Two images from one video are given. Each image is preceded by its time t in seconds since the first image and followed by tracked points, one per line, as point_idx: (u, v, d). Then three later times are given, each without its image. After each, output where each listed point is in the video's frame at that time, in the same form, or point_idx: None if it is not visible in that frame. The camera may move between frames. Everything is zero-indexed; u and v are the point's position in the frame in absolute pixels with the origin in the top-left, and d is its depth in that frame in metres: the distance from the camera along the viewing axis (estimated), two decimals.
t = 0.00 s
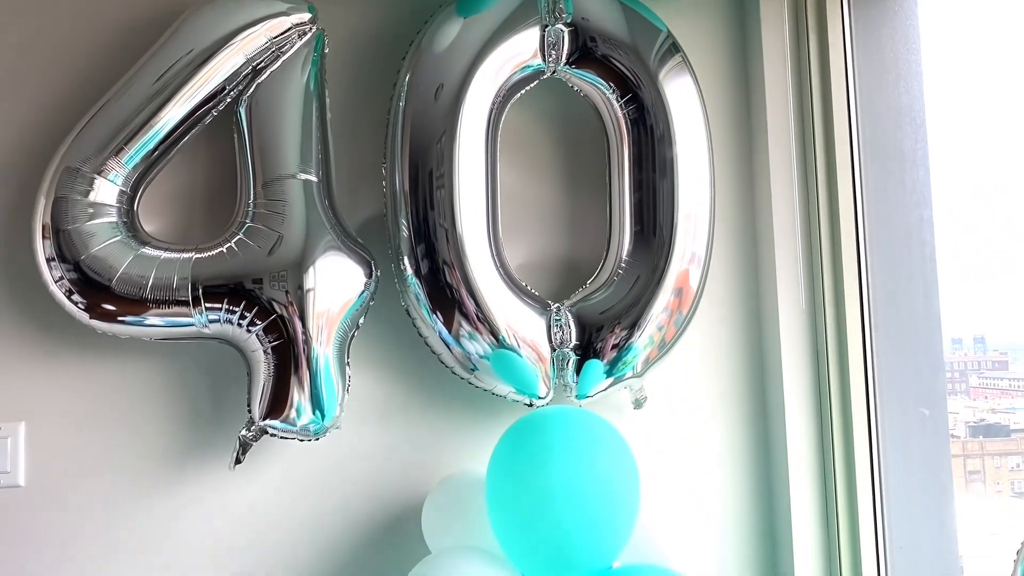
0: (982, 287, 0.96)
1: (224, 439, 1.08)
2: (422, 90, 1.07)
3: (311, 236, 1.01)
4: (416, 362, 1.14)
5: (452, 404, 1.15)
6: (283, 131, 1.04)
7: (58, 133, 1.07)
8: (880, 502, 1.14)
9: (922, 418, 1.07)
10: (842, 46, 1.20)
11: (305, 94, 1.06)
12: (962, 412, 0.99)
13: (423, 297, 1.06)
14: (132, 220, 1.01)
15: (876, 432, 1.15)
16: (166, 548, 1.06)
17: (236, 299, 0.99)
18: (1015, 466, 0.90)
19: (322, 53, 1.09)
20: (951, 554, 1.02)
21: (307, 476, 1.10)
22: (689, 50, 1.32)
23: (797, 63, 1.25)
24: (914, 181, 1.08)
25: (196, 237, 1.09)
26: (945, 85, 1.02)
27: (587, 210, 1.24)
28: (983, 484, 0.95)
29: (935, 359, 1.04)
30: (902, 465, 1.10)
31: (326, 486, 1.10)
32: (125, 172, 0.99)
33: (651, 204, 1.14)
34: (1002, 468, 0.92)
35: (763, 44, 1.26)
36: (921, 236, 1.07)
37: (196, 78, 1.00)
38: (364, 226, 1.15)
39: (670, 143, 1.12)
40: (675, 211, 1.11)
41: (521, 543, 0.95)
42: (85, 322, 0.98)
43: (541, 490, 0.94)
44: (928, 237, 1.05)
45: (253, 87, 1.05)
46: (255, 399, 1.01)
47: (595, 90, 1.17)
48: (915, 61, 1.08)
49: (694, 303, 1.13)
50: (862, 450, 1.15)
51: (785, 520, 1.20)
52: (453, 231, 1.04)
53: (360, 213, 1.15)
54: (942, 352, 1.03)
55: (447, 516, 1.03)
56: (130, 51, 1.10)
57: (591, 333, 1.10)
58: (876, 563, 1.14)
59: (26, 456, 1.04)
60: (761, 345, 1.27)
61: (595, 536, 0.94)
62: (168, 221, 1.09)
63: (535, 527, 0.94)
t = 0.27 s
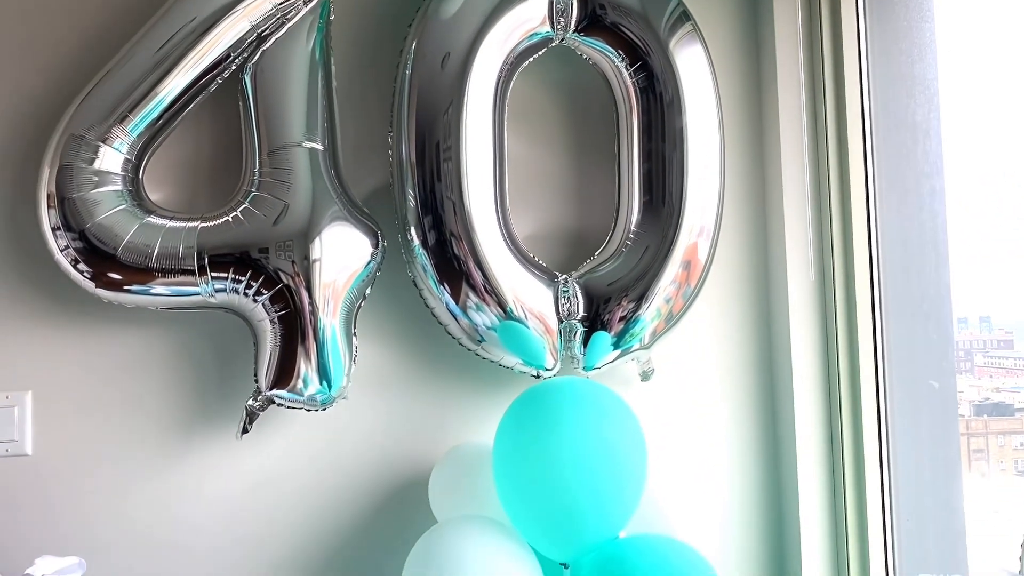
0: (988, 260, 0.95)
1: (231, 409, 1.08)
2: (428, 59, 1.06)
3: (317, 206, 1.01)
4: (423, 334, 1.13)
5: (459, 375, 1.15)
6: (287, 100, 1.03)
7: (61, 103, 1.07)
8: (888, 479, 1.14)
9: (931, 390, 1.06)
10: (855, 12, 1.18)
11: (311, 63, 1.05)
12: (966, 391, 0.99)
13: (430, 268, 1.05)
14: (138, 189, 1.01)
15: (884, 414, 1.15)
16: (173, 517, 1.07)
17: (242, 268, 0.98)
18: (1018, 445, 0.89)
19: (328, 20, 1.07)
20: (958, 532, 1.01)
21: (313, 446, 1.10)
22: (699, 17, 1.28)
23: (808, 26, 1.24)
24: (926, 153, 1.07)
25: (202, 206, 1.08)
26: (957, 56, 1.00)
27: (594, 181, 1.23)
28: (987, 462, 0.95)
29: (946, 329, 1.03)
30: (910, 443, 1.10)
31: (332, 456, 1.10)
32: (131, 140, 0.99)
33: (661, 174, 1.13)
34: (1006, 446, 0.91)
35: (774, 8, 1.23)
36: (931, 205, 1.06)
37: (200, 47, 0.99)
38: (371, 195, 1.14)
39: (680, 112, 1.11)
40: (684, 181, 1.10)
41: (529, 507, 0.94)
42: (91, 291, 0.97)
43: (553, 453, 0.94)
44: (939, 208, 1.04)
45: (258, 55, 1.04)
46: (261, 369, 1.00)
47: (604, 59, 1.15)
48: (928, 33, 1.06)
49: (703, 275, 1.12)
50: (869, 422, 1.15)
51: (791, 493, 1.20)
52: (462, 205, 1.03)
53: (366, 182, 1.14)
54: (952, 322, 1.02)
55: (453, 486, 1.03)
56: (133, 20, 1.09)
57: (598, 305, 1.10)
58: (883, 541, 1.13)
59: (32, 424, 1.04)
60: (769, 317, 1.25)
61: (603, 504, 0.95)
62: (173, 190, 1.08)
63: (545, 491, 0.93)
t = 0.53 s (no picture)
0: (1000, 231, 0.94)
1: (233, 379, 1.08)
2: (432, 27, 1.04)
3: (319, 175, 1.00)
4: (425, 305, 1.13)
5: (461, 347, 1.14)
6: (289, 68, 1.01)
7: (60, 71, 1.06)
8: (892, 455, 1.13)
9: (937, 362, 1.05)
10: None
11: (313, 31, 1.04)
12: (968, 368, 0.99)
13: (434, 240, 1.04)
14: (139, 157, 1.00)
15: (889, 387, 1.13)
16: (176, 486, 1.07)
17: (244, 237, 0.98)
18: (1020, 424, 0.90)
19: None
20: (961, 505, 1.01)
21: (316, 416, 1.09)
22: None
23: None
24: (934, 122, 1.06)
25: (204, 175, 1.08)
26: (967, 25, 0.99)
27: (599, 151, 1.22)
28: (989, 440, 0.95)
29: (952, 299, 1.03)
30: (915, 412, 1.09)
31: (335, 426, 1.10)
32: (132, 108, 0.97)
33: (667, 144, 1.11)
34: (1008, 425, 0.92)
35: None
36: (940, 174, 1.05)
37: (201, 14, 0.97)
38: (373, 165, 1.13)
39: (686, 81, 1.10)
40: (691, 150, 1.09)
41: (532, 476, 0.95)
42: (92, 260, 0.97)
43: (556, 423, 0.94)
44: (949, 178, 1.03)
45: (260, 21, 1.03)
46: (264, 339, 1.00)
47: (610, 27, 1.14)
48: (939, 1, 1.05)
49: (707, 248, 1.12)
50: (874, 397, 1.13)
51: (794, 466, 1.19)
52: (466, 176, 1.02)
53: (369, 152, 1.13)
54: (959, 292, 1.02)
55: (457, 457, 1.03)
56: None
57: (603, 277, 1.09)
58: (886, 517, 1.12)
59: (34, 393, 1.04)
60: (775, 289, 1.24)
61: (606, 473, 0.94)
62: (174, 158, 1.07)
63: (548, 460, 0.93)
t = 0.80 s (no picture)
0: (1003, 199, 0.93)
1: (233, 348, 1.08)
2: None
3: (319, 144, 0.99)
4: (426, 275, 1.13)
5: (461, 317, 1.14)
6: (288, 33, 1.00)
7: (58, 38, 1.05)
8: (891, 427, 1.13)
9: (938, 334, 1.05)
10: None
11: None
12: (968, 347, 0.99)
13: (434, 210, 1.04)
14: (137, 124, 0.99)
15: (890, 365, 1.13)
16: (177, 454, 1.07)
17: (243, 205, 0.97)
18: (1020, 402, 0.91)
19: None
20: (959, 477, 1.01)
21: (317, 384, 1.10)
22: None
23: None
24: (938, 91, 1.05)
25: (203, 143, 1.07)
26: None
27: (601, 120, 1.21)
28: (988, 417, 0.96)
29: (954, 270, 1.02)
30: (914, 387, 1.09)
31: (335, 394, 1.10)
32: (130, 75, 0.97)
33: (669, 112, 1.11)
34: (1008, 402, 0.92)
35: None
36: (944, 144, 1.04)
37: None
38: (373, 134, 1.13)
39: (690, 50, 1.09)
40: (694, 118, 1.08)
41: (531, 446, 0.95)
42: (92, 228, 0.97)
43: (556, 393, 0.94)
44: (953, 148, 1.02)
45: None
46: (264, 308, 1.00)
47: None
48: None
49: (709, 219, 1.11)
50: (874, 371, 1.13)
51: (794, 436, 1.19)
52: (467, 148, 1.01)
53: (370, 120, 1.13)
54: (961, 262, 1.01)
55: (457, 427, 1.03)
56: None
57: (604, 248, 1.08)
58: (885, 488, 1.13)
59: (35, 361, 1.04)
60: (776, 259, 1.23)
61: (605, 443, 0.95)
62: (173, 126, 1.07)
63: (548, 430, 0.94)
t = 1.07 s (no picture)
0: (1005, 166, 0.93)
1: (232, 317, 1.08)
2: None
3: (317, 111, 0.98)
4: (425, 244, 1.12)
5: (461, 287, 1.14)
6: None
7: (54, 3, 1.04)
8: (889, 394, 1.13)
9: (937, 305, 1.05)
10: None
11: None
12: (968, 324, 1.00)
13: (433, 178, 1.03)
14: (134, 90, 0.99)
15: (889, 323, 1.13)
16: (177, 420, 1.07)
17: (241, 172, 0.97)
18: (1019, 378, 0.90)
19: None
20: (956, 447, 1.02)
21: (316, 353, 1.10)
22: None
23: None
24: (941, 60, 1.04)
25: (201, 109, 1.06)
26: None
27: (601, 89, 1.20)
28: (987, 395, 0.96)
29: (954, 241, 1.02)
30: (913, 353, 1.09)
31: (334, 362, 1.10)
32: (126, 40, 0.96)
33: (670, 81, 1.10)
34: (1006, 379, 0.92)
35: None
36: (946, 114, 1.03)
37: None
38: (372, 101, 1.12)
39: (691, 18, 1.08)
40: (695, 86, 1.07)
41: (531, 415, 0.95)
42: (90, 195, 0.96)
43: (554, 363, 0.94)
44: (955, 117, 1.02)
45: None
46: (263, 276, 1.00)
47: None
48: None
49: (709, 189, 1.10)
50: (874, 335, 1.13)
51: (792, 407, 1.19)
52: (467, 118, 1.01)
53: (368, 87, 1.12)
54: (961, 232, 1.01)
55: (456, 395, 1.04)
56: None
57: (603, 217, 1.08)
58: (881, 456, 1.13)
59: (34, 328, 1.04)
60: (776, 230, 1.23)
61: (605, 410, 0.95)
62: (171, 92, 1.06)
63: (547, 400, 0.94)
